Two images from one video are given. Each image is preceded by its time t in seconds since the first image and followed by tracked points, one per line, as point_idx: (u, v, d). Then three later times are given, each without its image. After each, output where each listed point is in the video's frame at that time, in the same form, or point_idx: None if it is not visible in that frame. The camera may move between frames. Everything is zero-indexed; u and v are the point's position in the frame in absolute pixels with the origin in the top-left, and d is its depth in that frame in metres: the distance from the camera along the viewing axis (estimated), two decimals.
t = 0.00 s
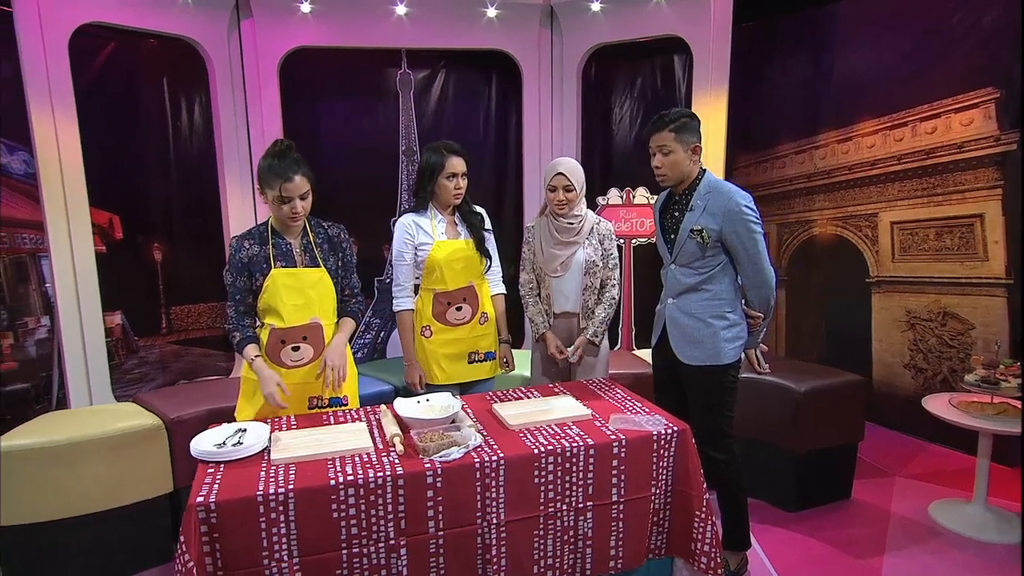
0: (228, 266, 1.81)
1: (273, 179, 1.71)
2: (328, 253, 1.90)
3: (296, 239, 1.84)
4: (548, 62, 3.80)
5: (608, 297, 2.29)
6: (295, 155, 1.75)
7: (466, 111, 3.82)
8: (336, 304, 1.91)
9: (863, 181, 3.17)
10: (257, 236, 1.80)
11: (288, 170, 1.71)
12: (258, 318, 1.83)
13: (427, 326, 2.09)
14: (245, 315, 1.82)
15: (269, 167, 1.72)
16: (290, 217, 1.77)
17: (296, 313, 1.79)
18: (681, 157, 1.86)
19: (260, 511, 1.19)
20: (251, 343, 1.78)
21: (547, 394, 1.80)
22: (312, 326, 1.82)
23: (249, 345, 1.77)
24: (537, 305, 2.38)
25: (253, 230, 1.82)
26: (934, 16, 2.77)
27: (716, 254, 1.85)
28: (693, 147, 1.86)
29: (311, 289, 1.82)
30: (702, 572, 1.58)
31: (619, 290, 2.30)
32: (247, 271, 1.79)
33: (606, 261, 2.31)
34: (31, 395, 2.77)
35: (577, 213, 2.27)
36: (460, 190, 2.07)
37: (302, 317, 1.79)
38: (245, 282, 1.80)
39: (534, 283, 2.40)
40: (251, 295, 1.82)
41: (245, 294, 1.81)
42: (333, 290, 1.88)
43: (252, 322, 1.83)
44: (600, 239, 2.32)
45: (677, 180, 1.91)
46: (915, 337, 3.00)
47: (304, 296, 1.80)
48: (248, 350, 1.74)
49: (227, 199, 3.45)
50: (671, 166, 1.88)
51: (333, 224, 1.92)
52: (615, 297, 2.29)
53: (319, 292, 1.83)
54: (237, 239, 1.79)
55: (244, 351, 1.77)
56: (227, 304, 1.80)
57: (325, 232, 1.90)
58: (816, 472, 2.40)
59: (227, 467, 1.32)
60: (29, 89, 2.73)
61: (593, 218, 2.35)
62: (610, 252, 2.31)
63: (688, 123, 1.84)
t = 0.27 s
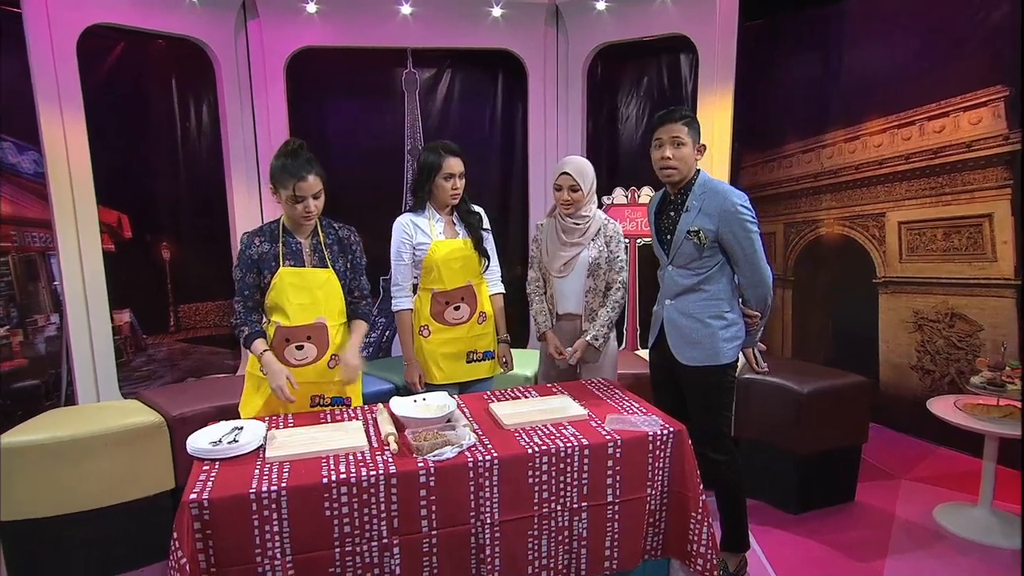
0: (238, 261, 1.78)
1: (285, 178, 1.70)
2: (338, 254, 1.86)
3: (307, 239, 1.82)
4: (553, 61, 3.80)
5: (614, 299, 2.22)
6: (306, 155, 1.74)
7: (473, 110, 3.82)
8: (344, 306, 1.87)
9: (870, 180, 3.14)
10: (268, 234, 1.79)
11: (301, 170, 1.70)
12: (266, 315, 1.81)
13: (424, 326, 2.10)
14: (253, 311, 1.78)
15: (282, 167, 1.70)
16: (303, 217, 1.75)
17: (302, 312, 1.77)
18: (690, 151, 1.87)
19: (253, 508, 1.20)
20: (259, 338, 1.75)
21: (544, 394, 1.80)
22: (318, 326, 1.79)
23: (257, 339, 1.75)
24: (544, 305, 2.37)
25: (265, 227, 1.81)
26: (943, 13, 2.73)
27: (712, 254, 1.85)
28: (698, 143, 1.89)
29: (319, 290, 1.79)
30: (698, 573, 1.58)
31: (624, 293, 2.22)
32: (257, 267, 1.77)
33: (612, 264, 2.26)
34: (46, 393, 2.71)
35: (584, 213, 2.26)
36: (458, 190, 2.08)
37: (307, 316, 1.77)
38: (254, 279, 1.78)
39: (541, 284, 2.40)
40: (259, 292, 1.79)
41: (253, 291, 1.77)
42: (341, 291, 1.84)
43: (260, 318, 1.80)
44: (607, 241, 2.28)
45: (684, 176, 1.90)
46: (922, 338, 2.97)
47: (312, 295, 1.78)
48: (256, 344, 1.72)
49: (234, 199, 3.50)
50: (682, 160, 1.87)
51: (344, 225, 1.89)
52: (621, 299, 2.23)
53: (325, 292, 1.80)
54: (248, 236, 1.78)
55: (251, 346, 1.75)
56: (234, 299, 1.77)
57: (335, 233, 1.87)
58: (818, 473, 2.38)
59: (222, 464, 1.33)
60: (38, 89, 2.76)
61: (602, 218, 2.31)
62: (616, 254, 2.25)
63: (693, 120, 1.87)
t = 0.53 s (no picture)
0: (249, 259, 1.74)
1: (301, 183, 1.64)
2: (347, 259, 1.80)
3: (320, 241, 1.77)
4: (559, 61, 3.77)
5: (623, 303, 2.19)
6: (321, 156, 1.67)
7: (482, 113, 3.84)
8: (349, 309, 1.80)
9: (877, 181, 3.12)
10: (282, 232, 1.74)
11: (316, 174, 1.63)
12: (275, 313, 1.76)
13: (425, 326, 2.11)
14: (262, 307, 1.73)
15: (297, 171, 1.63)
16: (319, 220, 1.70)
17: (305, 314, 1.72)
18: (673, 157, 1.87)
19: (249, 506, 1.21)
20: (267, 334, 1.70)
21: (544, 394, 1.80)
22: (321, 329, 1.73)
23: (264, 336, 1.69)
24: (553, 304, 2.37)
25: (279, 225, 1.76)
26: (951, 11, 2.70)
27: (711, 256, 1.84)
28: (679, 147, 1.86)
29: (325, 292, 1.73)
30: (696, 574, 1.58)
31: (634, 297, 2.19)
32: (267, 265, 1.72)
33: (623, 266, 2.22)
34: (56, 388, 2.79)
35: (595, 215, 2.24)
36: (457, 190, 2.09)
37: (310, 319, 1.72)
38: (264, 276, 1.73)
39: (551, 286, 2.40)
40: (269, 288, 1.75)
41: (263, 288, 1.73)
42: (347, 295, 1.78)
43: (269, 314, 1.76)
44: (617, 242, 2.24)
45: (663, 179, 1.93)
46: (929, 340, 2.94)
47: (316, 297, 1.72)
48: (265, 339, 1.67)
49: (240, 199, 3.47)
50: (655, 165, 1.90)
51: (358, 229, 1.83)
52: (631, 303, 2.19)
53: (331, 296, 1.74)
54: (262, 233, 1.74)
55: (260, 342, 1.69)
56: (243, 295, 1.72)
57: (348, 237, 1.81)
58: (821, 476, 2.37)
59: (221, 462, 1.34)
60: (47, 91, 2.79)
61: (616, 220, 2.26)
62: (627, 257, 2.21)
63: (678, 123, 1.85)
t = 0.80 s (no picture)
0: (257, 258, 1.73)
1: (310, 187, 1.61)
2: (355, 262, 1.78)
3: (329, 243, 1.75)
4: (565, 61, 3.73)
5: (636, 308, 1.97)
6: (332, 160, 1.64)
7: (488, 113, 3.84)
8: (355, 310, 1.79)
9: (884, 181, 3.09)
10: (291, 233, 1.73)
11: (327, 178, 1.60)
12: (283, 311, 1.75)
13: (425, 325, 2.12)
14: (269, 305, 1.72)
15: (308, 175, 1.61)
16: (329, 225, 1.67)
17: (309, 315, 1.70)
18: (667, 159, 1.87)
19: (247, 503, 1.22)
20: (273, 333, 1.70)
21: (543, 394, 1.81)
22: (325, 330, 1.72)
23: (270, 334, 1.70)
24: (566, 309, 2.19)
25: (288, 226, 1.75)
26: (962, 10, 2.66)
27: (704, 257, 1.84)
28: (676, 148, 1.86)
29: (330, 294, 1.72)
30: None
31: (648, 301, 1.97)
32: (274, 265, 1.72)
33: (635, 269, 2.01)
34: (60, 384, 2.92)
35: (606, 217, 2.04)
36: (457, 191, 2.11)
37: (313, 321, 1.70)
38: (272, 275, 1.73)
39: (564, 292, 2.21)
40: (276, 288, 1.74)
41: (270, 287, 1.72)
42: (352, 298, 1.76)
43: (276, 313, 1.75)
44: (629, 243, 2.02)
45: (658, 181, 1.93)
46: (937, 342, 2.91)
47: (321, 299, 1.70)
48: (270, 338, 1.67)
49: (248, 200, 3.48)
50: (652, 166, 1.89)
51: (367, 232, 1.80)
52: (645, 307, 1.97)
53: (336, 298, 1.72)
54: (271, 232, 1.73)
55: (265, 340, 1.69)
56: (251, 293, 1.72)
57: (356, 239, 1.79)
58: (825, 478, 2.36)
59: (220, 459, 1.36)
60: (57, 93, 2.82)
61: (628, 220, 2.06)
62: (639, 259, 2.00)
63: (674, 125, 1.85)
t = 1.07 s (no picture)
0: (260, 257, 1.75)
1: (310, 189, 1.62)
2: (356, 263, 1.78)
3: (331, 243, 1.76)
4: (570, 61, 3.71)
5: (637, 309, 1.97)
6: (332, 160, 1.64)
7: (493, 113, 3.85)
8: (355, 311, 1.78)
9: (890, 182, 3.07)
10: (293, 233, 1.74)
11: (326, 179, 1.61)
12: (286, 310, 1.77)
13: (426, 323, 2.13)
14: (271, 304, 1.74)
15: (308, 176, 1.62)
16: (330, 226, 1.68)
17: (310, 315, 1.71)
18: (657, 159, 1.88)
19: (243, 500, 1.24)
20: (275, 330, 1.71)
21: (542, 393, 1.81)
22: (325, 330, 1.72)
23: (272, 333, 1.71)
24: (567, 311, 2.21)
25: (291, 225, 1.76)
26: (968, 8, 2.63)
27: (705, 256, 1.84)
28: (667, 149, 1.87)
29: (331, 294, 1.72)
30: None
31: (649, 303, 1.97)
32: (276, 264, 1.74)
33: (634, 271, 2.00)
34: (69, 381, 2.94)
35: (607, 217, 2.04)
36: (456, 192, 2.13)
37: (313, 320, 1.71)
38: (274, 274, 1.75)
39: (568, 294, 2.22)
40: (278, 286, 1.76)
41: (272, 285, 1.74)
42: (353, 298, 1.76)
43: (278, 311, 1.77)
44: (630, 245, 2.01)
45: (653, 181, 1.93)
46: (943, 343, 2.89)
47: (322, 300, 1.71)
48: (271, 337, 1.69)
49: (254, 199, 3.51)
50: (644, 168, 1.90)
51: (369, 233, 1.80)
52: (644, 310, 1.97)
53: (336, 299, 1.72)
54: (274, 232, 1.75)
55: (268, 338, 1.71)
56: (254, 291, 1.74)
57: (357, 240, 1.79)
58: (826, 479, 2.35)
59: (218, 456, 1.37)
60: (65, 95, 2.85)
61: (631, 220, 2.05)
62: (639, 261, 2.00)
63: (667, 126, 1.86)
